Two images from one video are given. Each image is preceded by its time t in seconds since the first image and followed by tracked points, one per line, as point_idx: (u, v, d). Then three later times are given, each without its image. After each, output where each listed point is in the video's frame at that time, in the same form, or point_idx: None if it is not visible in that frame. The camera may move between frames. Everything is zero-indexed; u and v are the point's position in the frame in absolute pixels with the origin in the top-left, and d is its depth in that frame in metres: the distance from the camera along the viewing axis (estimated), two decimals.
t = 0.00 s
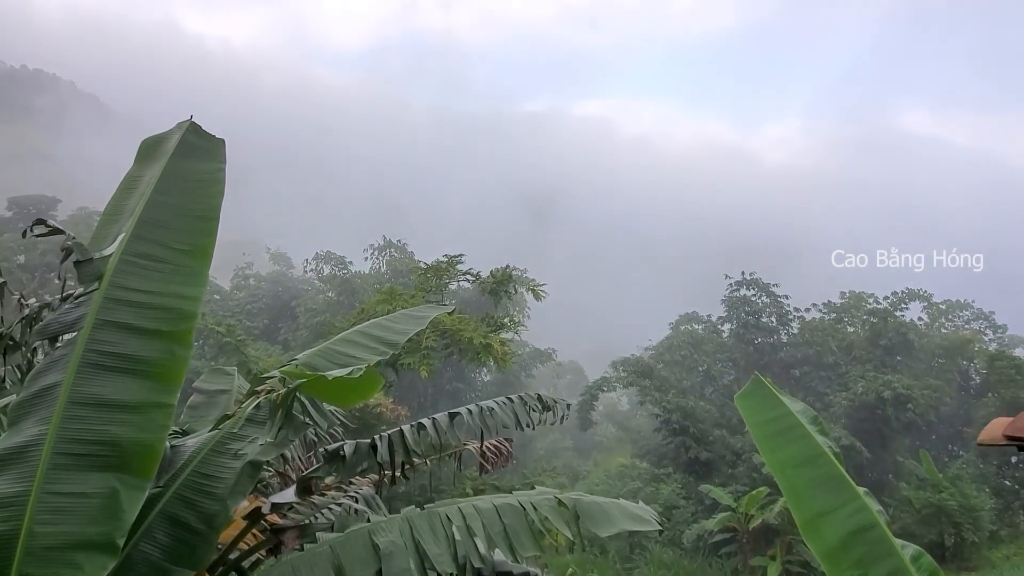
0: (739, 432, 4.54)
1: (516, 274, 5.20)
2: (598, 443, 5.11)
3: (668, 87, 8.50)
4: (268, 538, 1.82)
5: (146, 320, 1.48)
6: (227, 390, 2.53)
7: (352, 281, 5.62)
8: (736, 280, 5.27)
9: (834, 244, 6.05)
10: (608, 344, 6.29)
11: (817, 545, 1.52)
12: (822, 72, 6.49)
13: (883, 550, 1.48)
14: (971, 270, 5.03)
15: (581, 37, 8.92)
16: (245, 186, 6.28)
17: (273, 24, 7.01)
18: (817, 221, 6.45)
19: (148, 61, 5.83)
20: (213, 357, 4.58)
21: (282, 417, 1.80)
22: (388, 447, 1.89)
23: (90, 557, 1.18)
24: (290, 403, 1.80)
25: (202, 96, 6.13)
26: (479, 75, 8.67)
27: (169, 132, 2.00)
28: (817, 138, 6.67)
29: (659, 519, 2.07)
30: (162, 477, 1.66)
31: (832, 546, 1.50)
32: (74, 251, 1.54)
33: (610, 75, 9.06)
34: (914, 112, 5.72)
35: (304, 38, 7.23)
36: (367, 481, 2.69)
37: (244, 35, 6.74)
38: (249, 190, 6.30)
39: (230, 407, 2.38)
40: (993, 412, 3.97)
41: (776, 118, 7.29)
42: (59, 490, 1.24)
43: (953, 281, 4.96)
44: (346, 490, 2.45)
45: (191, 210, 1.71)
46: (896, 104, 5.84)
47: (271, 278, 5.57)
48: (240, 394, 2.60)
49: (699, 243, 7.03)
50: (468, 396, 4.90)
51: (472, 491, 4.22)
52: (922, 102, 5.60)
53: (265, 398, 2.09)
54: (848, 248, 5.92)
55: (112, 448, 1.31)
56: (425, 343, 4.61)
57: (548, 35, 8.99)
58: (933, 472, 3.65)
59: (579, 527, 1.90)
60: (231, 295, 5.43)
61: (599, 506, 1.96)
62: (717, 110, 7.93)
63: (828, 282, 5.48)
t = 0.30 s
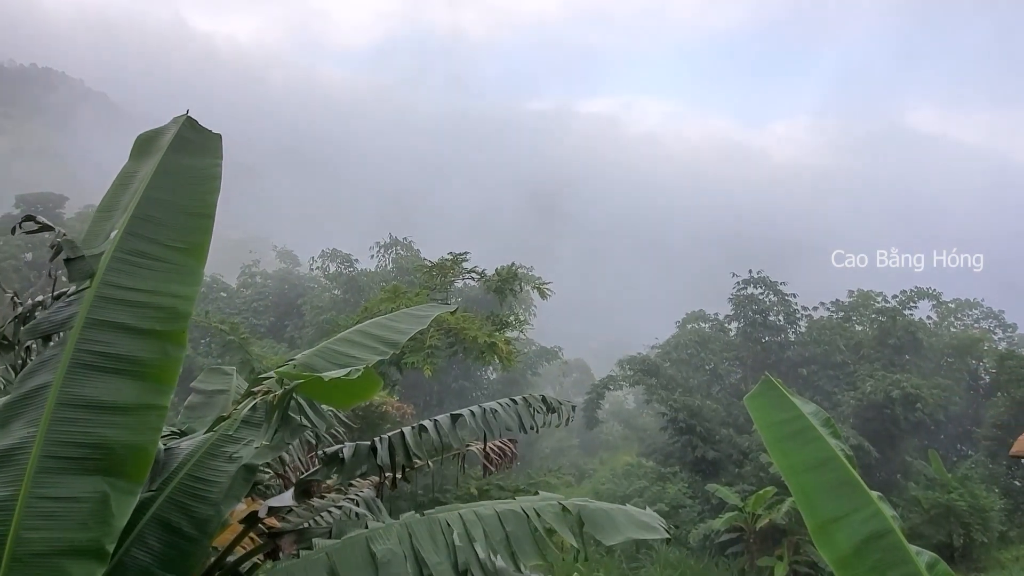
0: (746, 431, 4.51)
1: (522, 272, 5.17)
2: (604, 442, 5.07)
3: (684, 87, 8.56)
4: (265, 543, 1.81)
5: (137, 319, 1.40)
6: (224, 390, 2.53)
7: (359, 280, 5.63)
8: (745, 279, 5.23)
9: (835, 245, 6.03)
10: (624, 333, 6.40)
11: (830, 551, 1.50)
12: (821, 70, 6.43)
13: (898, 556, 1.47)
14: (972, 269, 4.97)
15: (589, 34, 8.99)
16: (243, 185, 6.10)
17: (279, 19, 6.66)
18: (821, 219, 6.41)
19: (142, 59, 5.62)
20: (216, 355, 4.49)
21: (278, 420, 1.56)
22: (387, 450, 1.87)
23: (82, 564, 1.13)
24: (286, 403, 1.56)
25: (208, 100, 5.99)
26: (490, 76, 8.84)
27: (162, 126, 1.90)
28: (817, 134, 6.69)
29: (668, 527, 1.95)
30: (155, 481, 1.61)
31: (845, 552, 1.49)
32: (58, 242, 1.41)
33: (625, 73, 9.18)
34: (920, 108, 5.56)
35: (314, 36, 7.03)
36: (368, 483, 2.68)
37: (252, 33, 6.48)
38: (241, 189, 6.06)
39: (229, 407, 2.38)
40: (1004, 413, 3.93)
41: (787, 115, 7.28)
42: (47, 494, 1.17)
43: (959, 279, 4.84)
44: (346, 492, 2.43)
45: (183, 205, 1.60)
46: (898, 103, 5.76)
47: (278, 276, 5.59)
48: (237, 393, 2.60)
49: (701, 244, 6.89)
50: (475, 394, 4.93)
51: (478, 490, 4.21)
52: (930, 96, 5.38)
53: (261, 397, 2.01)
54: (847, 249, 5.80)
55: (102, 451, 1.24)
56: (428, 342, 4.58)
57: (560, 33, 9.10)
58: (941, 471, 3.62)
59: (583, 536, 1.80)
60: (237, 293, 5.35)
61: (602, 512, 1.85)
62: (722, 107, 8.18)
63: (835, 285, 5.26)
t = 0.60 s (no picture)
0: (755, 432, 4.46)
1: (529, 271, 5.16)
2: (613, 441, 5.12)
3: (689, 82, 8.58)
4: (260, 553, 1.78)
5: (130, 324, 1.36)
6: (223, 395, 2.53)
7: (367, 279, 5.64)
8: (754, 279, 5.12)
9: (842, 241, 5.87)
10: (631, 336, 6.32)
11: (842, 561, 1.46)
12: (835, 68, 6.28)
13: (915, 568, 1.41)
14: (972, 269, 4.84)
15: (596, 33, 9.02)
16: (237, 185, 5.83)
17: (291, 22, 6.75)
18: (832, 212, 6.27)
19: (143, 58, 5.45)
20: (226, 354, 4.52)
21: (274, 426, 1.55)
22: (387, 457, 1.84)
23: None
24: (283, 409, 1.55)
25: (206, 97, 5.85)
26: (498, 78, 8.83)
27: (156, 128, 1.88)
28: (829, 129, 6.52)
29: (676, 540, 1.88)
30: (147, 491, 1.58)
31: (856, 562, 1.45)
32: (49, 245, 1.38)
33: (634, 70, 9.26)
34: (932, 107, 5.46)
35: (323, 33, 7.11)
36: (369, 488, 2.68)
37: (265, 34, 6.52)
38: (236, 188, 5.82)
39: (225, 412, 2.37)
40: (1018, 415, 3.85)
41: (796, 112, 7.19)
42: (35, 503, 1.11)
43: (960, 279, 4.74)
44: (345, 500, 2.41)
45: (179, 206, 1.60)
46: (910, 99, 5.59)
47: (287, 275, 5.61)
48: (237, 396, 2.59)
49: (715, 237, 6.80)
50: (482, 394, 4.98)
51: (484, 492, 4.19)
52: (950, 96, 5.24)
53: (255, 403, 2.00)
54: (847, 249, 5.74)
55: (91, 459, 1.19)
56: (433, 343, 4.49)
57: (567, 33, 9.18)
58: (953, 473, 3.55)
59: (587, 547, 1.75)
60: (247, 292, 5.36)
61: (608, 522, 1.78)
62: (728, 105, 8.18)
63: (847, 284, 5.25)
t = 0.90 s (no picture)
0: (765, 434, 4.42)
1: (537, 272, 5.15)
2: (622, 442, 5.03)
3: (700, 81, 8.22)
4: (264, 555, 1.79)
5: (128, 327, 1.42)
6: (225, 397, 2.54)
7: (377, 279, 5.66)
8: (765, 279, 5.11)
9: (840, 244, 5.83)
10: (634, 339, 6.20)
11: (856, 568, 1.43)
12: (843, 69, 6.12)
13: None
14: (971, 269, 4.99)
15: (607, 33, 8.91)
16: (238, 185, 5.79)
17: (301, 24, 6.65)
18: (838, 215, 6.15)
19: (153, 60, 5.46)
20: (236, 354, 4.53)
21: (271, 431, 1.59)
22: (390, 461, 1.85)
23: None
24: (282, 414, 1.59)
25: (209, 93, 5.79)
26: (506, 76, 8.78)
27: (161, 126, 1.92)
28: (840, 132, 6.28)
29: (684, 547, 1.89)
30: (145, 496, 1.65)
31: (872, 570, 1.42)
32: (48, 246, 1.43)
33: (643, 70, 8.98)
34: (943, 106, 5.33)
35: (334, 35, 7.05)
36: (372, 492, 2.68)
37: (280, 37, 6.57)
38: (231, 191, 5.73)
39: (226, 415, 2.38)
40: None
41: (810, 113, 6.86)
42: (31, 509, 1.18)
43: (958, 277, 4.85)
44: (350, 502, 2.42)
45: (179, 206, 1.66)
46: (927, 97, 5.37)
47: (297, 275, 5.64)
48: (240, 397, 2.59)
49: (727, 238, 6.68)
50: (492, 394, 4.93)
51: (492, 493, 4.19)
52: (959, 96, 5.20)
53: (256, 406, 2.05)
54: (847, 249, 5.70)
55: (88, 464, 1.25)
56: (441, 344, 4.57)
57: (579, 32, 9.05)
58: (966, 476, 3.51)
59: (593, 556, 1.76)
60: (257, 292, 5.46)
61: (613, 531, 1.79)
62: (744, 108, 7.79)
63: (859, 284, 5.20)
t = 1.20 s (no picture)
0: (778, 435, 4.37)
1: (549, 272, 5.14)
2: (633, 442, 5.04)
3: (707, 78, 8.25)
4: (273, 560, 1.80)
5: (133, 327, 1.36)
6: (234, 398, 2.55)
7: (389, 279, 5.68)
8: (778, 280, 5.07)
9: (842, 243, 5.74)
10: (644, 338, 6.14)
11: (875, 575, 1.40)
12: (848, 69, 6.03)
13: None
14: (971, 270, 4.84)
15: (622, 33, 8.94)
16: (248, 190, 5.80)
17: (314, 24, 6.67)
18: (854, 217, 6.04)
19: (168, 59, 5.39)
20: (248, 354, 4.56)
21: (281, 433, 1.57)
22: (399, 465, 1.86)
23: None
24: (290, 416, 1.56)
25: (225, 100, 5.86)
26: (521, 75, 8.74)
27: (165, 124, 1.89)
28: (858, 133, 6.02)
29: (700, 556, 1.84)
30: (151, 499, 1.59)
31: None
32: (55, 249, 1.41)
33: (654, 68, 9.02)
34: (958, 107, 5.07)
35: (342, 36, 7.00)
36: (381, 495, 2.68)
37: (291, 36, 6.47)
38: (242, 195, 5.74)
39: (233, 417, 2.40)
40: None
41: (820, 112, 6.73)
42: (34, 513, 1.12)
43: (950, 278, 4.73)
44: (359, 504, 2.42)
45: (185, 205, 1.61)
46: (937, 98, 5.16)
47: (308, 275, 5.66)
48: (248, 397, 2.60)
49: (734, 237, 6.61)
50: (503, 393, 4.96)
51: (503, 495, 4.21)
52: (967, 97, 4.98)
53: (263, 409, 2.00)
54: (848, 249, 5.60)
55: (93, 467, 1.18)
56: (451, 344, 4.52)
57: (593, 36, 9.17)
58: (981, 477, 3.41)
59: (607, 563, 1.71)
60: (270, 291, 5.46)
61: (627, 537, 1.75)
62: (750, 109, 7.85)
63: (873, 284, 5.11)
